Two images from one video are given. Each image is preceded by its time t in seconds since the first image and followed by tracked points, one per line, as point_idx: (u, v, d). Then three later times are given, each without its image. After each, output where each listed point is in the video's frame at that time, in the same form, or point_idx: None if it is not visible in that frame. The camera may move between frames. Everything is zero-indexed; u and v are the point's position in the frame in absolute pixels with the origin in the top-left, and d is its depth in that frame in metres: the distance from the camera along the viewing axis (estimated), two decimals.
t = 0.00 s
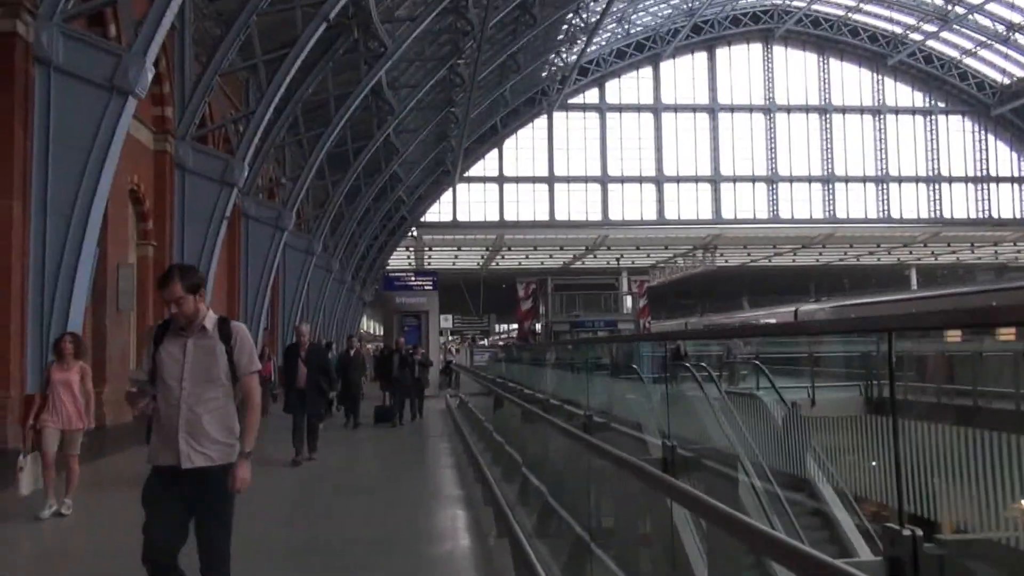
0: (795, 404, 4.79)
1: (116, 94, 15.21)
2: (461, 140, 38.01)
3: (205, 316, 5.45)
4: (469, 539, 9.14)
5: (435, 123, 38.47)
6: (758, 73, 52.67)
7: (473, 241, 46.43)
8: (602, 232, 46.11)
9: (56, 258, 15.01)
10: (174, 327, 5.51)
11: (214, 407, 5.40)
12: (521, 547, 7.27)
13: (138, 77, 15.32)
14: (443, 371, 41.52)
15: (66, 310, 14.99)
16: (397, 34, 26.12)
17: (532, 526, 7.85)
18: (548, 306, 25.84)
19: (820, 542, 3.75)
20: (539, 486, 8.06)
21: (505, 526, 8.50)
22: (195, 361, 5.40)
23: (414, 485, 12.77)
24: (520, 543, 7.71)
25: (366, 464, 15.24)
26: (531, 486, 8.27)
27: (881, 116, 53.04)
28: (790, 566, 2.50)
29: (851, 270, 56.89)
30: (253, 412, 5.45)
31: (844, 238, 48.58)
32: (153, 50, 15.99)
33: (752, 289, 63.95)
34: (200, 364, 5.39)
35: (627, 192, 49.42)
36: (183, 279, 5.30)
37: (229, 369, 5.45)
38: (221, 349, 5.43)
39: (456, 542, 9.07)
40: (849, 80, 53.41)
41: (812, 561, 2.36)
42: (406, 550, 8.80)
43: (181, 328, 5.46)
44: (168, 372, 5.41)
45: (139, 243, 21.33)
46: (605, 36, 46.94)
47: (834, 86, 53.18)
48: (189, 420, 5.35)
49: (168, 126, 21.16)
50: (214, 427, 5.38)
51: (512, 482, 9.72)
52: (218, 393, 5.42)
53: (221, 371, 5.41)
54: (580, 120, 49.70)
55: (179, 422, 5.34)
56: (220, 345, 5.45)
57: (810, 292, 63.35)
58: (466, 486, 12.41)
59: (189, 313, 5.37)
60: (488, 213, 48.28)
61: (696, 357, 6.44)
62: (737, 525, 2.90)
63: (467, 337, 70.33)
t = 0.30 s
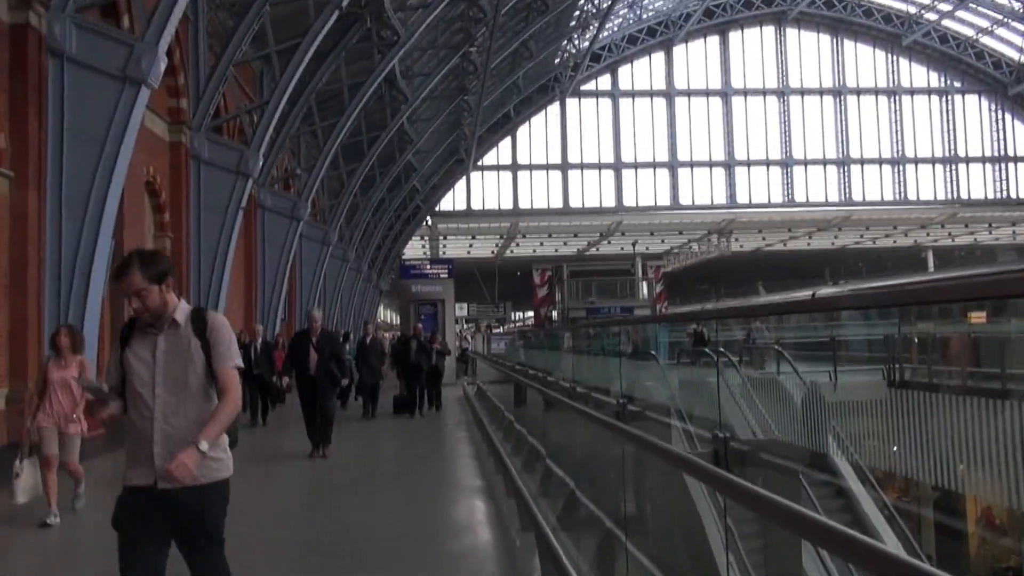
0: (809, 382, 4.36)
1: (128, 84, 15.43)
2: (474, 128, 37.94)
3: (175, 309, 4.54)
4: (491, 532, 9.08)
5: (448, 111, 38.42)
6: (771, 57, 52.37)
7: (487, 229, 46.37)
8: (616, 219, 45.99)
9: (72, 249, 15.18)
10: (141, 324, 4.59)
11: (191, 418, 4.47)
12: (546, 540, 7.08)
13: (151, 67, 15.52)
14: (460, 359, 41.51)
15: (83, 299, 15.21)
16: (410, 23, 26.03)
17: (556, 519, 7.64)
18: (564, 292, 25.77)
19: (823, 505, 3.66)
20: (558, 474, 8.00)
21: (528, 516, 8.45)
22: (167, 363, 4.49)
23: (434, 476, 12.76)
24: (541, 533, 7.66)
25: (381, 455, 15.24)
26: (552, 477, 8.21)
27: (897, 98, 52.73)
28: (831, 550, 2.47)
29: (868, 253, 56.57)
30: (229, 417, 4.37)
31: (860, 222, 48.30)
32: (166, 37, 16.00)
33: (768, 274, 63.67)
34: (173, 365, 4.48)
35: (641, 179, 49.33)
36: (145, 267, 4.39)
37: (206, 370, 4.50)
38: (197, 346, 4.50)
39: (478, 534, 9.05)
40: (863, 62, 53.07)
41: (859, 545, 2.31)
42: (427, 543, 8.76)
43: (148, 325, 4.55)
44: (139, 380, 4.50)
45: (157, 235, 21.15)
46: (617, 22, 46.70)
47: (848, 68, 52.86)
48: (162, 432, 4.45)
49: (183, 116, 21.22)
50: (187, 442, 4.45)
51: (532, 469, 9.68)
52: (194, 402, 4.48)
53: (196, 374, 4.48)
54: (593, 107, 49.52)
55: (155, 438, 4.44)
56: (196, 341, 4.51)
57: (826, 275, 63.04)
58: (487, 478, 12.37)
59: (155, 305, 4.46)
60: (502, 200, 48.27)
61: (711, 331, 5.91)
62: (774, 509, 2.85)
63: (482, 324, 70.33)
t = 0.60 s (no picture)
0: (827, 360, 4.19)
1: (139, 72, 15.34)
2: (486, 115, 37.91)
3: (102, 271, 3.68)
4: (509, 522, 9.06)
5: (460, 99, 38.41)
6: (783, 39, 52.18)
7: (500, 217, 46.39)
8: (629, 204, 45.91)
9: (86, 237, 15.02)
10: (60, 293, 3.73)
11: (140, 405, 3.66)
12: (565, 532, 6.88)
13: (161, 56, 15.44)
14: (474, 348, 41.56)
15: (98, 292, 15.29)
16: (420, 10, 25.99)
17: (576, 510, 7.46)
18: (577, 278, 25.72)
19: (852, 493, 3.53)
20: (576, 461, 7.96)
21: (545, 504, 8.41)
22: (96, 337, 3.65)
23: (452, 466, 12.74)
24: (559, 520, 7.63)
25: (397, 444, 15.26)
26: (570, 464, 8.17)
27: (909, 78, 52.44)
28: (855, 534, 2.39)
29: (882, 235, 56.35)
30: (193, 402, 3.70)
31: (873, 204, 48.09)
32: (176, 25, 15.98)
33: (782, 257, 63.49)
34: (101, 342, 3.65)
35: (653, 164, 49.31)
36: (59, 222, 3.55)
37: (144, 346, 3.69)
38: (132, 316, 3.67)
39: (496, 523, 9.02)
40: (875, 42, 52.80)
41: (889, 528, 2.22)
42: (445, 534, 8.73)
43: (71, 293, 3.70)
44: (62, 359, 3.67)
45: (171, 226, 21.49)
46: (628, 7, 46.60)
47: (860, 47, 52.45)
48: (91, 424, 3.59)
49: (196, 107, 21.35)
50: (143, 431, 3.64)
51: (550, 455, 9.65)
52: (139, 385, 3.66)
53: (137, 351, 3.66)
54: (604, 93, 49.47)
55: (81, 430, 3.59)
56: (130, 311, 3.68)
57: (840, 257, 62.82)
58: (504, 466, 12.34)
59: (78, 266, 3.61)
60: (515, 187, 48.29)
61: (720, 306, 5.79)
62: (799, 495, 2.75)
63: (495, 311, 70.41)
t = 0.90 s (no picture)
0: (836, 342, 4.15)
1: (147, 63, 15.46)
2: (496, 101, 37.92)
3: None
4: (527, 509, 9.08)
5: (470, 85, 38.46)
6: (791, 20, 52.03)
7: (510, 203, 46.44)
8: (639, 188, 45.89)
9: (97, 224, 15.48)
10: None
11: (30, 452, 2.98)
12: (582, 522, 6.88)
13: (168, 46, 15.57)
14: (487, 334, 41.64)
15: (109, 280, 15.51)
16: None
17: (593, 501, 7.39)
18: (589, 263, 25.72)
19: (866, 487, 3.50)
20: (593, 449, 7.96)
21: (563, 492, 8.42)
22: None
23: (468, 455, 12.76)
24: (576, 509, 7.63)
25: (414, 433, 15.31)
26: (587, 451, 8.17)
27: (918, 57, 52.24)
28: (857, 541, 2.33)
29: (894, 215, 56.18)
30: (120, 443, 3.10)
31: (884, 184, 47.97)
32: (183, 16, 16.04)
33: (793, 239, 63.40)
34: None
35: (662, 147, 49.31)
36: None
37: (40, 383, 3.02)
38: (24, 344, 3.01)
39: (513, 512, 9.03)
40: (883, 22, 52.63)
41: (875, 529, 2.19)
42: (463, 522, 8.74)
43: None
44: None
45: (184, 215, 21.58)
46: None
47: (869, 26, 52.36)
48: None
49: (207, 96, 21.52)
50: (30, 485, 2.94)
51: (566, 444, 9.65)
52: (30, 428, 3.00)
53: (20, 385, 3.00)
54: (613, 77, 49.45)
55: None
56: (25, 338, 3.02)
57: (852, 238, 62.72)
58: (520, 455, 12.36)
59: None
60: (525, 173, 48.35)
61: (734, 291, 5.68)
62: (801, 497, 2.71)
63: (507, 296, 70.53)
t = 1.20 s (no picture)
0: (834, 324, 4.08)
1: (153, 52, 15.45)
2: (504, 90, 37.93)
3: None
4: (542, 499, 9.04)
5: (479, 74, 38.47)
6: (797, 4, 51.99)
7: (519, 191, 46.47)
8: (647, 175, 45.90)
9: (106, 214, 15.56)
10: None
11: None
12: (597, 510, 6.84)
13: (175, 34, 15.50)
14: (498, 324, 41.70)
15: (118, 271, 15.66)
16: None
17: (610, 493, 7.27)
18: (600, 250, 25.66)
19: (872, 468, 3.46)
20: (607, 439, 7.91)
21: (577, 480, 8.38)
22: None
23: (481, 446, 12.73)
24: (591, 499, 7.59)
25: (427, 425, 15.30)
26: (602, 440, 8.13)
27: (925, 40, 52.10)
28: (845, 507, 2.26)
29: (903, 198, 56.06)
30: None
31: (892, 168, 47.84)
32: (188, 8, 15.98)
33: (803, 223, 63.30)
34: None
35: (670, 134, 49.32)
36: None
37: None
38: None
39: (526, 502, 8.97)
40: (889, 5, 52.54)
41: (879, 496, 1.99)
42: (475, 512, 8.70)
43: None
44: None
45: (194, 207, 21.66)
46: None
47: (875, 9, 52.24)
48: None
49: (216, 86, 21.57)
50: None
51: (580, 433, 9.62)
52: None
53: None
54: (620, 64, 49.49)
55: None
56: None
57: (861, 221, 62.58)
58: (532, 445, 12.33)
59: None
60: (533, 161, 48.37)
61: (742, 274, 5.53)
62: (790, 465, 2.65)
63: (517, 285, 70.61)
